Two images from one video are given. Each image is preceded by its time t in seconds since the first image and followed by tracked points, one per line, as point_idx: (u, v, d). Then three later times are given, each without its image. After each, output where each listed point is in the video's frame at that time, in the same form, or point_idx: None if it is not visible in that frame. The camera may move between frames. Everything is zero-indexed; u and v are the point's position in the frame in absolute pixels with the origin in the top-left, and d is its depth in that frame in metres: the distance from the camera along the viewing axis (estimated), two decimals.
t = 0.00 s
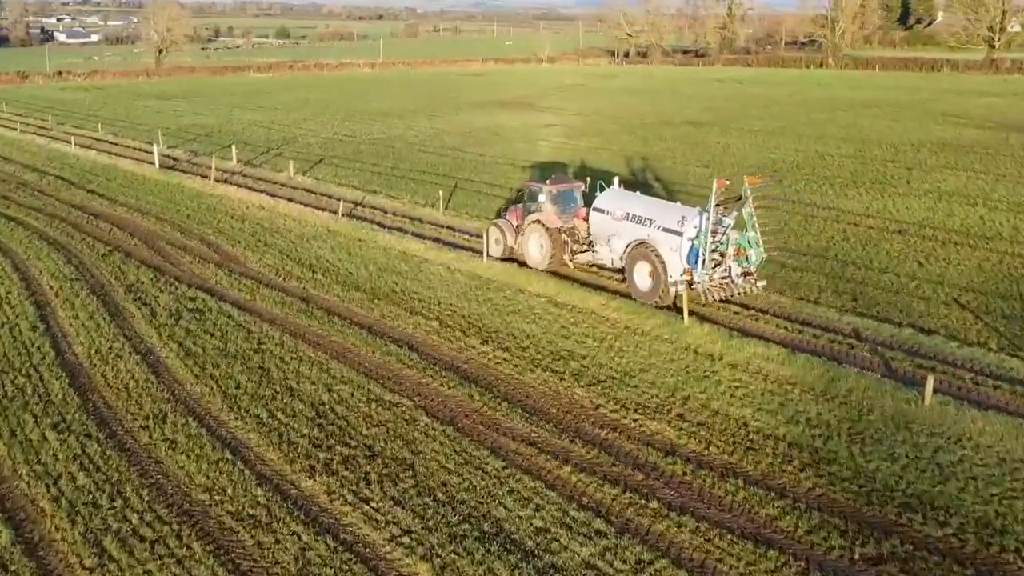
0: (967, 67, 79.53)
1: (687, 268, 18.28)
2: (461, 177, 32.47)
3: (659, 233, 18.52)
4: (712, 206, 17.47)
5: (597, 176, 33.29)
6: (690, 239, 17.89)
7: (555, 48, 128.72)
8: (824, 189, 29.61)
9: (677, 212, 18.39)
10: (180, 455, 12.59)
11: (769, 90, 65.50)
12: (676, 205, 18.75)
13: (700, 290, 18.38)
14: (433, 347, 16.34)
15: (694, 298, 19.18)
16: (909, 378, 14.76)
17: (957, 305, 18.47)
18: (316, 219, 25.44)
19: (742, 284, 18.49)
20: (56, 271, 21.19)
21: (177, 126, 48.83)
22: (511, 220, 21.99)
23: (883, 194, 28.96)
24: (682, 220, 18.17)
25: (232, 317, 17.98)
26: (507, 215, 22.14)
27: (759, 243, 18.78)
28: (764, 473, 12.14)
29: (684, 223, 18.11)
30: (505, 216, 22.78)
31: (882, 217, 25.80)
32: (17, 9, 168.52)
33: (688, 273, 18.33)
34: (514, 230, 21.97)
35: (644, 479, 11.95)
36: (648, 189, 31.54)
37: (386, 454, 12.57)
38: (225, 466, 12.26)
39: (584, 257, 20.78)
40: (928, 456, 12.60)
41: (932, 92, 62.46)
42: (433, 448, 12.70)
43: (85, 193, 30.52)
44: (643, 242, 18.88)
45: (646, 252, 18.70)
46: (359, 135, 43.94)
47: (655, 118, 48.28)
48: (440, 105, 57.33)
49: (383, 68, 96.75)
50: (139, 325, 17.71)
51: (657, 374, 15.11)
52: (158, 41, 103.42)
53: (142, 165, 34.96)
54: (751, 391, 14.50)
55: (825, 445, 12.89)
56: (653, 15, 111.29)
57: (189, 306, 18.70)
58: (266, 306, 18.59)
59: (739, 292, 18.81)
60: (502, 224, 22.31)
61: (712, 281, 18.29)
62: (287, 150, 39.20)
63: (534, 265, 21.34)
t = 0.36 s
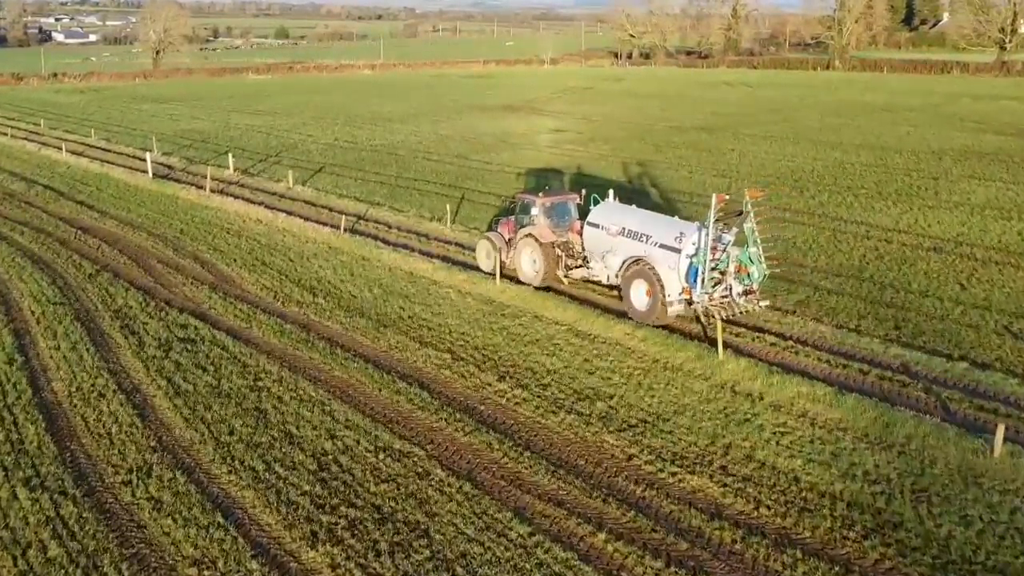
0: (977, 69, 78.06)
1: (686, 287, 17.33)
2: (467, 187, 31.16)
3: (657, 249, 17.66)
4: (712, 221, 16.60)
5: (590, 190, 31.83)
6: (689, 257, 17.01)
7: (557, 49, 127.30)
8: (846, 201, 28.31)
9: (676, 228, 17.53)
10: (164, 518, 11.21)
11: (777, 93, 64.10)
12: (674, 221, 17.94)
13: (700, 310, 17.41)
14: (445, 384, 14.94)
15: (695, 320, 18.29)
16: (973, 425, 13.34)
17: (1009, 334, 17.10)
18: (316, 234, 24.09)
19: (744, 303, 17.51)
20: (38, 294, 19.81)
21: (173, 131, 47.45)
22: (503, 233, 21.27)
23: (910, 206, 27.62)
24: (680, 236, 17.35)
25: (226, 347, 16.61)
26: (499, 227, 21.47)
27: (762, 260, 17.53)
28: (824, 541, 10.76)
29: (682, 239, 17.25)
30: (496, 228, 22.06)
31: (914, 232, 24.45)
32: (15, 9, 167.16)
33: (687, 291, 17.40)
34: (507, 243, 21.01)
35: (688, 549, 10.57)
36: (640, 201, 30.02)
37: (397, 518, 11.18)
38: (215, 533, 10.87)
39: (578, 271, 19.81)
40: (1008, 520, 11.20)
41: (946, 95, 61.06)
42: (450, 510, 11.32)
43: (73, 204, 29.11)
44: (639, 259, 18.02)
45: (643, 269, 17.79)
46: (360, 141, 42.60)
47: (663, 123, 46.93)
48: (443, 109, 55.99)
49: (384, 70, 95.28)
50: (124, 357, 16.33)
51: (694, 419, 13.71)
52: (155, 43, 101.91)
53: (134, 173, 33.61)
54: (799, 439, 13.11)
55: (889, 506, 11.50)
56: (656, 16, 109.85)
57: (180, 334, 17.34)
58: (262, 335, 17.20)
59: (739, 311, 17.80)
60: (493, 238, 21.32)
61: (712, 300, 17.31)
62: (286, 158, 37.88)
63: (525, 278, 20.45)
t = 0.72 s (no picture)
0: (986, 72, 76.89)
1: (680, 305, 16.42)
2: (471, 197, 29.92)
3: (650, 265, 16.80)
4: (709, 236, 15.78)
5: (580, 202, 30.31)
6: (684, 273, 16.14)
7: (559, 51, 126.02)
8: (867, 212, 27.09)
9: (670, 242, 16.64)
10: None
11: (785, 95, 62.80)
12: (669, 235, 17.00)
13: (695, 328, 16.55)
14: (456, 422, 13.74)
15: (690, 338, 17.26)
16: None
17: None
18: (315, 250, 22.87)
19: (741, 321, 16.62)
20: (18, 317, 18.56)
21: (167, 136, 46.13)
22: (492, 245, 20.53)
23: (935, 217, 26.48)
24: (675, 252, 16.41)
25: (218, 380, 15.38)
26: (488, 239, 20.66)
27: (761, 277, 16.78)
28: None
29: (677, 254, 16.35)
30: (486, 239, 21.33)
31: (943, 247, 23.30)
32: (12, 9, 165.56)
33: (682, 309, 16.44)
34: (496, 256, 20.29)
35: None
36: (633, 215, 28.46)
37: None
38: None
39: (570, 287, 19.11)
40: None
41: (957, 98, 59.91)
42: None
43: (62, 216, 27.87)
44: (632, 274, 17.15)
45: (635, 286, 16.83)
46: (360, 147, 41.29)
47: (671, 128, 45.68)
48: (445, 112, 54.82)
49: (384, 72, 94.04)
50: (108, 391, 15.11)
51: (730, 465, 12.51)
52: (152, 44, 100.50)
53: (126, 182, 32.35)
54: (848, 490, 11.92)
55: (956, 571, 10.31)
56: (659, 17, 108.54)
57: (169, 364, 16.11)
58: (258, 364, 15.99)
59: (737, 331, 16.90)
60: (482, 250, 20.56)
61: (708, 319, 16.42)
62: (283, 165, 36.61)
63: (514, 293, 19.76)
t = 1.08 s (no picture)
0: (995, 73, 75.78)
1: (673, 319, 15.73)
2: (474, 208, 28.79)
3: (643, 278, 16.06)
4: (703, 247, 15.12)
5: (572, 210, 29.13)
6: (678, 287, 15.42)
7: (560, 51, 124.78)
8: (889, 223, 25.96)
9: (663, 254, 15.96)
10: None
11: (792, 98, 61.63)
12: (662, 247, 16.29)
13: (689, 345, 15.76)
14: (467, 465, 12.59)
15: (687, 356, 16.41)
16: None
17: None
18: (314, 266, 21.69)
19: (737, 338, 15.85)
20: None
21: (162, 141, 44.91)
22: (479, 256, 19.67)
23: (961, 228, 25.39)
24: (668, 265, 15.72)
25: (208, 415, 14.20)
26: (475, 250, 19.80)
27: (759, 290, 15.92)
28: None
29: (670, 268, 15.66)
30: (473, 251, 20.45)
31: (972, 261, 22.21)
32: (9, 9, 164.14)
33: (674, 324, 15.80)
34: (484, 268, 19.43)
35: None
36: (628, 225, 27.27)
37: None
38: None
39: (560, 300, 18.24)
40: None
41: (969, 100, 58.83)
42: None
43: (49, 227, 26.67)
44: (624, 288, 16.43)
45: (626, 300, 16.12)
46: (360, 153, 40.10)
47: (677, 133, 44.55)
48: (447, 116, 53.70)
49: (383, 73, 92.79)
50: (88, 427, 13.95)
51: (768, 516, 11.37)
52: (148, 45, 99.05)
53: (117, 189, 31.16)
54: (903, 547, 10.77)
55: None
56: (661, 18, 107.31)
57: (155, 396, 14.93)
58: (252, 396, 14.84)
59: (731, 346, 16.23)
60: (469, 262, 19.71)
61: (702, 335, 15.64)
62: (281, 172, 35.43)
63: (502, 307, 18.89)
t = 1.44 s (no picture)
0: (1005, 76, 74.47)
1: (663, 339, 14.86)
2: (479, 220, 27.50)
3: (631, 295, 15.14)
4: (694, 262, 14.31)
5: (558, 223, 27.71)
6: (668, 306, 14.52)
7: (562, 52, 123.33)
8: (917, 237, 24.66)
9: (652, 270, 15.07)
10: None
11: (801, 101, 60.25)
12: (651, 262, 15.41)
13: (678, 365, 15.01)
14: (481, 524, 11.28)
15: (677, 376, 15.60)
16: None
17: None
18: (310, 285, 20.38)
19: (730, 358, 15.28)
20: None
21: (155, 147, 43.49)
22: (461, 270, 18.84)
23: (993, 242, 24.11)
24: (657, 281, 14.80)
25: (193, 462, 12.89)
26: (458, 264, 18.96)
27: (750, 308, 15.43)
28: None
29: (658, 284, 14.76)
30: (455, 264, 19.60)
31: (1009, 280, 20.93)
32: (6, 10, 162.74)
33: (664, 344, 14.91)
34: (466, 283, 18.58)
35: None
36: (618, 238, 25.76)
37: None
38: None
39: (545, 317, 17.50)
40: None
41: (982, 103, 57.52)
42: None
43: (33, 241, 25.30)
44: (610, 305, 15.55)
45: (614, 318, 15.23)
46: (359, 160, 38.71)
47: (686, 139, 43.23)
48: (449, 120, 52.38)
49: (383, 75, 91.42)
50: (60, 476, 12.61)
51: None
52: (145, 46, 97.39)
53: (106, 200, 29.77)
54: None
55: None
56: (664, 19, 105.89)
57: (136, 439, 13.61)
58: (242, 439, 13.53)
59: (723, 367, 15.41)
60: (451, 276, 18.84)
61: (692, 355, 14.91)
62: (277, 180, 34.05)
63: (485, 324, 18.08)
